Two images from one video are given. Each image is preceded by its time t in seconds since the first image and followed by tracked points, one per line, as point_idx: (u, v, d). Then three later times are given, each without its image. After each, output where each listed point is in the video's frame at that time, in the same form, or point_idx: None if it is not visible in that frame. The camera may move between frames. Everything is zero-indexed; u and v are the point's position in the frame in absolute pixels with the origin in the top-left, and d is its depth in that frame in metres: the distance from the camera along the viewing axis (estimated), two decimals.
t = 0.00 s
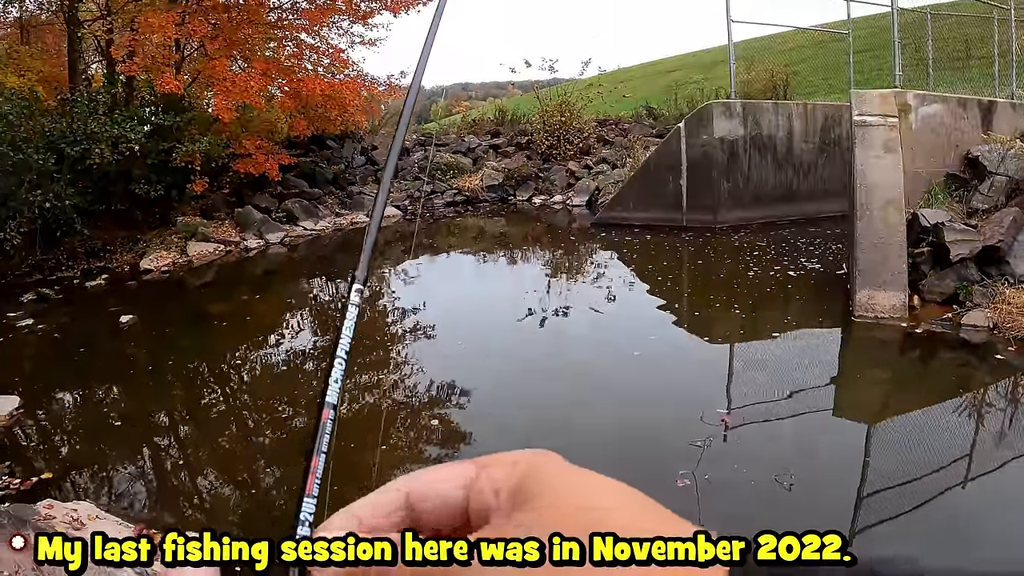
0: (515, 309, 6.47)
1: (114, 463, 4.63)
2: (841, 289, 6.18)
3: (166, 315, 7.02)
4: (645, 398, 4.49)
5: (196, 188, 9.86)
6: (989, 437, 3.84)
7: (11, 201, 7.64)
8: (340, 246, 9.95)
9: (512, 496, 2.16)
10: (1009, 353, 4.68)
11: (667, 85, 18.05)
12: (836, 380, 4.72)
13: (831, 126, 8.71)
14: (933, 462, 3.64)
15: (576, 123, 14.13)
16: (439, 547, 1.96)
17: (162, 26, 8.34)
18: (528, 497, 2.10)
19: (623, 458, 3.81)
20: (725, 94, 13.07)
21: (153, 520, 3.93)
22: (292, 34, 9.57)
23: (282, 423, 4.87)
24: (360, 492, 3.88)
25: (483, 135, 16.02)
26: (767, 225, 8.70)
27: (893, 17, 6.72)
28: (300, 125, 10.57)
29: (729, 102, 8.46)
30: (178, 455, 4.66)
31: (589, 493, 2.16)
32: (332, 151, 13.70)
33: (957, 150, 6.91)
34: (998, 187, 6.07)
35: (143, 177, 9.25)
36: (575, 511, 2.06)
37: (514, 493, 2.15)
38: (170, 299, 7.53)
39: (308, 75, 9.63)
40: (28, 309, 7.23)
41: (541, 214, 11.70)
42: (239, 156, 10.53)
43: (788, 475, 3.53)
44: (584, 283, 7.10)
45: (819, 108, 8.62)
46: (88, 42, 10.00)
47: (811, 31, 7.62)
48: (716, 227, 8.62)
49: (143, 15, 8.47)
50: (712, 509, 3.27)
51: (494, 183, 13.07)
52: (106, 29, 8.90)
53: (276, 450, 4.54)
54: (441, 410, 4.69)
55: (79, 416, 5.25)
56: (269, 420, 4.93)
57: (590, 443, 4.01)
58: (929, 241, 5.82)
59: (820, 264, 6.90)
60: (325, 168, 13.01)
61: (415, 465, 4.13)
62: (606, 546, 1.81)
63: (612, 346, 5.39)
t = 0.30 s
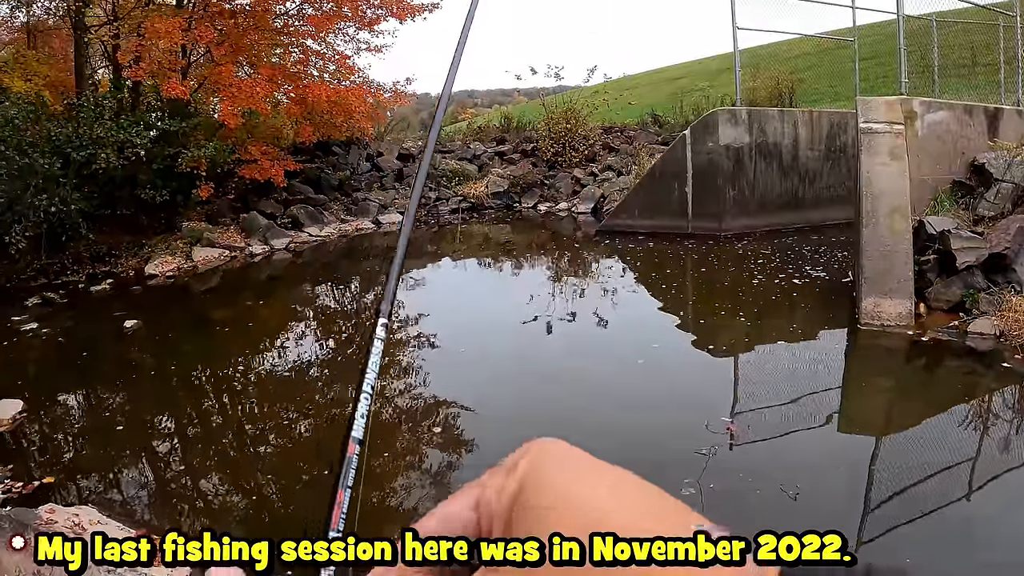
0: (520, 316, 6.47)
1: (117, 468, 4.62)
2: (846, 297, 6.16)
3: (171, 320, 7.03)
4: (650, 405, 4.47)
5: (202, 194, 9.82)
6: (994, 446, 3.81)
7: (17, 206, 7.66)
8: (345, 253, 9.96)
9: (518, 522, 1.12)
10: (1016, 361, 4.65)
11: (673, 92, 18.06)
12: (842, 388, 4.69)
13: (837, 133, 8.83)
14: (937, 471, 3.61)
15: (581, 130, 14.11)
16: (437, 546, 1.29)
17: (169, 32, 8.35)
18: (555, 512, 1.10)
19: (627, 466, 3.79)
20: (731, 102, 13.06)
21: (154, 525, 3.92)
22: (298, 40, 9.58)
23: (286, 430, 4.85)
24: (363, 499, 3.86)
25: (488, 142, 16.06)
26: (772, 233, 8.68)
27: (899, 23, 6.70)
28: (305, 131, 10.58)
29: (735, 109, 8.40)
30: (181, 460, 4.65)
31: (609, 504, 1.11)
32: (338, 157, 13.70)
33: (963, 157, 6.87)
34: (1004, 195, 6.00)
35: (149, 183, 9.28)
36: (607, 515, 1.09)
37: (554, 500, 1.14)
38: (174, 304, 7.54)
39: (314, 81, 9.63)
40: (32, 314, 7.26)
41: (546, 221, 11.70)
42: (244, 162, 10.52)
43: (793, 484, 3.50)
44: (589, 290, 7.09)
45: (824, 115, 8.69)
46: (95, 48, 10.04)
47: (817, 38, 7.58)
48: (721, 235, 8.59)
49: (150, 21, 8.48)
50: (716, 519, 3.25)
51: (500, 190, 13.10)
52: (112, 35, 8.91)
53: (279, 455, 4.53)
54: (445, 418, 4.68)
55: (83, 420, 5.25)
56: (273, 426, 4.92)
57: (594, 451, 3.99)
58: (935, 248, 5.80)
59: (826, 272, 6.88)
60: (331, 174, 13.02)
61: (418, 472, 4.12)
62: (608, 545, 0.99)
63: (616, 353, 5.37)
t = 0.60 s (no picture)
0: (523, 321, 6.46)
1: (118, 470, 4.61)
2: (850, 303, 6.14)
3: (173, 323, 7.03)
4: (652, 412, 4.46)
5: (205, 197, 9.84)
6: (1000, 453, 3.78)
7: (21, 207, 7.67)
8: (348, 257, 9.97)
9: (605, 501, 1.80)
10: (1021, 368, 4.63)
11: (677, 98, 18.09)
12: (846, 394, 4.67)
13: (841, 139, 8.81)
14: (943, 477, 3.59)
15: (585, 135, 14.11)
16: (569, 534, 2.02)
17: (173, 35, 8.33)
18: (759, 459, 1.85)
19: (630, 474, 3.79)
20: (735, 108, 13.06)
21: (155, 529, 3.90)
22: (302, 44, 9.63)
23: (289, 433, 4.84)
24: (364, 503, 3.86)
25: (492, 146, 16.08)
26: (775, 239, 8.67)
27: (903, 28, 6.69)
28: (309, 135, 10.59)
29: (738, 115, 8.40)
30: (183, 463, 4.64)
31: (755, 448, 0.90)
32: (341, 161, 13.72)
33: (968, 163, 6.86)
34: (1009, 201, 6.01)
35: (152, 186, 9.30)
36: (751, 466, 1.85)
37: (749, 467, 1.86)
38: (177, 307, 7.55)
39: (318, 85, 9.60)
40: (35, 315, 7.27)
41: (549, 226, 11.71)
42: (247, 165, 10.52)
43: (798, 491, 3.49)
44: (592, 296, 7.08)
45: (828, 121, 8.68)
46: (99, 50, 10.08)
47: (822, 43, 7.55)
48: (724, 240, 8.58)
49: (155, 24, 8.49)
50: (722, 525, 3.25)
51: (504, 195, 13.14)
52: (117, 37, 8.92)
53: (281, 459, 4.53)
54: (447, 423, 4.68)
55: (85, 422, 5.25)
56: (275, 430, 4.91)
57: (596, 458, 4.00)
58: (939, 254, 5.79)
59: (829, 278, 6.86)
60: (334, 178, 13.03)
61: (420, 476, 4.11)
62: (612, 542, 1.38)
63: (618, 359, 5.36)
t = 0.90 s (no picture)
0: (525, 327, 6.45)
1: (119, 474, 4.61)
2: (852, 310, 6.13)
3: (175, 327, 7.03)
4: (656, 420, 4.46)
5: (207, 201, 9.87)
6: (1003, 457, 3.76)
7: (23, 210, 7.66)
8: (350, 262, 9.97)
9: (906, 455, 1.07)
10: None
11: (679, 104, 18.10)
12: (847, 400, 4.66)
13: (843, 145, 8.83)
14: (945, 482, 3.56)
15: (588, 141, 14.12)
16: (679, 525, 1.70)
17: (175, 39, 8.33)
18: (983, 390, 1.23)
19: (633, 482, 3.79)
20: (738, 114, 13.06)
21: (155, 532, 3.90)
22: (305, 49, 9.56)
23: (290, 439, 4.83)
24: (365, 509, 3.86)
25: (494, 152, 16.10)
26: (778, 245, 8.67)
27: (905, 34, 6.68)
28: (311, 139, 10.58)
29: (741, 121, 8.38)
30: (183, 467, 4.64)
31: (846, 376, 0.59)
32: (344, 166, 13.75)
33: (970, 169, 6.86)
34: (1012, 207, 5.99)
35: (154, 190, 9.32)
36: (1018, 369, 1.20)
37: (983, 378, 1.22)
38: (179, 311, 7.55)
39: (321, 90, 9.63)
40: (37, 318, 7.28)
41: (551, 232, 11.71)
42: (250, 170, 10.53)
43: (799, 500, 3.49)
44: (594, 302, 7.08)
45: (831, 127, 8.70)
46: (103, 54, 10.12)
47: (825, 50, 7.54)
48: (726, 247, 8.58)
49: (157, 28, 8.49)
50: (723, 534, 3.25)
51: (506, 201, 13.15)
52: (120, 41, 8.92)
53: (282, 463, 4.52)
54: (448, 429, 4.67)
55: (86, 426, 5.24)
56: (275, 435, 4.90)
57: (597, 465, 3.99)
58: (942, 261, 5.77)
59: (831, 285, 6.85)
60: (336, 183, 13.04)
61: (421, 482, 4.10)
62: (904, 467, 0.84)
63: (620, 366, 5.36)
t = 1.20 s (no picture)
0: (529, 333, 6.45)
1: (120, 478, 4.61)
2: (856, 316, 6.12)
3: (177, 332, 7.03)
4: (660, 426, 4.45)
5: (210, 207, 9.89)
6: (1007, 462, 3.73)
7: (27, 214, 7.66)
8: (354, 268, 9.98)
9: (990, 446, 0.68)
10: None
11: (683, 111, 18.14)
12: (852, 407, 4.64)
13: (847, 152, 8.84)
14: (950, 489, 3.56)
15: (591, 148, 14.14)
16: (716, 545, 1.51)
17: (179, 44, 8.36)
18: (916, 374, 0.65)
19: (636, 488, 3.78)
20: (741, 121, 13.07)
21: (156, 538, 3.89)
22: (310, 54, 9.61)
23: (293, 444, 4.82)
24: (368, 516, 3.87)
25: (498, 159, 16.14)
26: (781, 252, 8.66)
27: (909, 40, 6.68)
28: (316, 145, 10.60)
29: (745, 127, 8.37)
30: (186, 472, 4.64)
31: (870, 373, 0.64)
32: (347, 172, 13.78)
33: (975, 175, 6.84)
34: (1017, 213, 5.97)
35: (158, 195, 9.34)
36: None
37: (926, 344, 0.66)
38: (182, 316, 7.55)
39: (325, 96, 9.66)
40: (40, 322, 7.28)
41: (555, 238, 11.72)
42: (254, 175, 10.55)
43: (803, 508, 3.48)
44: (598, 308, 7.08)
45: (835, 133, 8.69)
46: (108, 60, 10.17)
47: (829, 56, 7.53)
48: (730, 253, 8.57)
49: (162, 33, 8.52)
50: (725, 540, 3.25)
51: (510, 208, 13.16)
52: (124, 46, 8.94)
53: (285, 467, 4.53)
54: (452, 435, 4.68)
55: (87, 430, 5.23)
56: (278, 441, 4.88)
57: (601, 471, 3.99)
58: (947, 267, 5.76)
59: (834, 292, 6.84)
60: (340, 189, 13.05)
61: (424, 488, 4.10)
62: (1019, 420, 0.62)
63: (623, 372, 5.36)
